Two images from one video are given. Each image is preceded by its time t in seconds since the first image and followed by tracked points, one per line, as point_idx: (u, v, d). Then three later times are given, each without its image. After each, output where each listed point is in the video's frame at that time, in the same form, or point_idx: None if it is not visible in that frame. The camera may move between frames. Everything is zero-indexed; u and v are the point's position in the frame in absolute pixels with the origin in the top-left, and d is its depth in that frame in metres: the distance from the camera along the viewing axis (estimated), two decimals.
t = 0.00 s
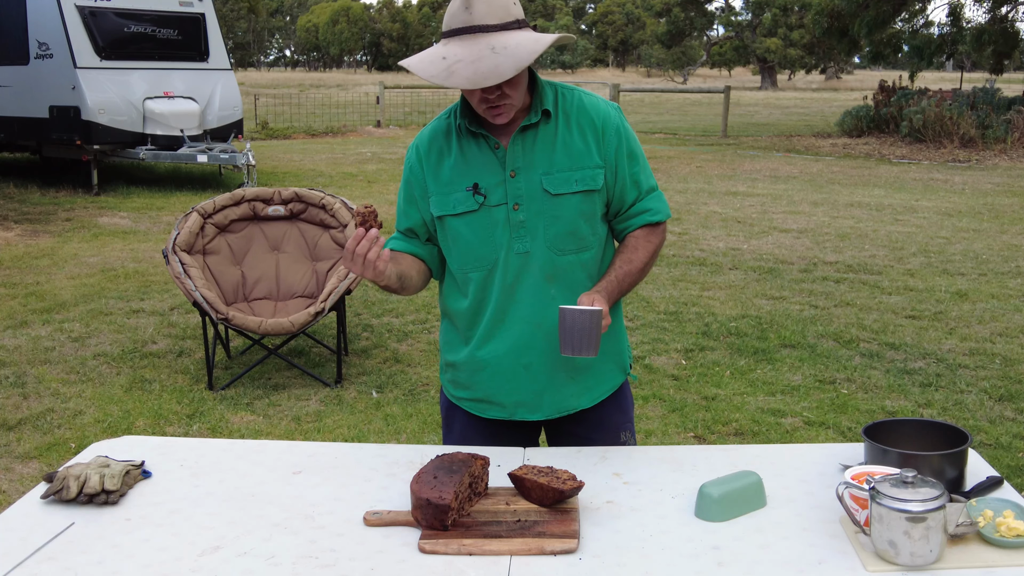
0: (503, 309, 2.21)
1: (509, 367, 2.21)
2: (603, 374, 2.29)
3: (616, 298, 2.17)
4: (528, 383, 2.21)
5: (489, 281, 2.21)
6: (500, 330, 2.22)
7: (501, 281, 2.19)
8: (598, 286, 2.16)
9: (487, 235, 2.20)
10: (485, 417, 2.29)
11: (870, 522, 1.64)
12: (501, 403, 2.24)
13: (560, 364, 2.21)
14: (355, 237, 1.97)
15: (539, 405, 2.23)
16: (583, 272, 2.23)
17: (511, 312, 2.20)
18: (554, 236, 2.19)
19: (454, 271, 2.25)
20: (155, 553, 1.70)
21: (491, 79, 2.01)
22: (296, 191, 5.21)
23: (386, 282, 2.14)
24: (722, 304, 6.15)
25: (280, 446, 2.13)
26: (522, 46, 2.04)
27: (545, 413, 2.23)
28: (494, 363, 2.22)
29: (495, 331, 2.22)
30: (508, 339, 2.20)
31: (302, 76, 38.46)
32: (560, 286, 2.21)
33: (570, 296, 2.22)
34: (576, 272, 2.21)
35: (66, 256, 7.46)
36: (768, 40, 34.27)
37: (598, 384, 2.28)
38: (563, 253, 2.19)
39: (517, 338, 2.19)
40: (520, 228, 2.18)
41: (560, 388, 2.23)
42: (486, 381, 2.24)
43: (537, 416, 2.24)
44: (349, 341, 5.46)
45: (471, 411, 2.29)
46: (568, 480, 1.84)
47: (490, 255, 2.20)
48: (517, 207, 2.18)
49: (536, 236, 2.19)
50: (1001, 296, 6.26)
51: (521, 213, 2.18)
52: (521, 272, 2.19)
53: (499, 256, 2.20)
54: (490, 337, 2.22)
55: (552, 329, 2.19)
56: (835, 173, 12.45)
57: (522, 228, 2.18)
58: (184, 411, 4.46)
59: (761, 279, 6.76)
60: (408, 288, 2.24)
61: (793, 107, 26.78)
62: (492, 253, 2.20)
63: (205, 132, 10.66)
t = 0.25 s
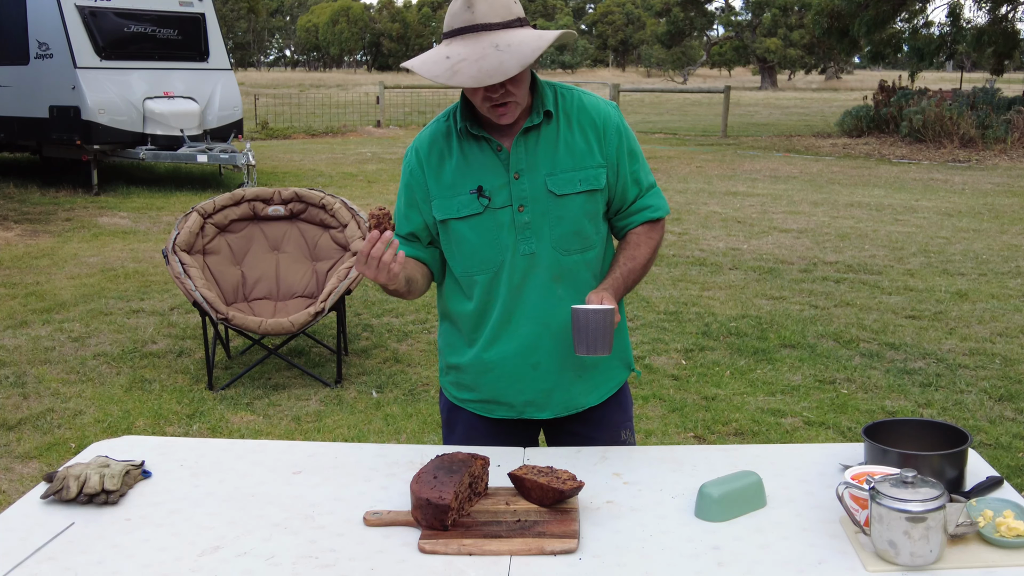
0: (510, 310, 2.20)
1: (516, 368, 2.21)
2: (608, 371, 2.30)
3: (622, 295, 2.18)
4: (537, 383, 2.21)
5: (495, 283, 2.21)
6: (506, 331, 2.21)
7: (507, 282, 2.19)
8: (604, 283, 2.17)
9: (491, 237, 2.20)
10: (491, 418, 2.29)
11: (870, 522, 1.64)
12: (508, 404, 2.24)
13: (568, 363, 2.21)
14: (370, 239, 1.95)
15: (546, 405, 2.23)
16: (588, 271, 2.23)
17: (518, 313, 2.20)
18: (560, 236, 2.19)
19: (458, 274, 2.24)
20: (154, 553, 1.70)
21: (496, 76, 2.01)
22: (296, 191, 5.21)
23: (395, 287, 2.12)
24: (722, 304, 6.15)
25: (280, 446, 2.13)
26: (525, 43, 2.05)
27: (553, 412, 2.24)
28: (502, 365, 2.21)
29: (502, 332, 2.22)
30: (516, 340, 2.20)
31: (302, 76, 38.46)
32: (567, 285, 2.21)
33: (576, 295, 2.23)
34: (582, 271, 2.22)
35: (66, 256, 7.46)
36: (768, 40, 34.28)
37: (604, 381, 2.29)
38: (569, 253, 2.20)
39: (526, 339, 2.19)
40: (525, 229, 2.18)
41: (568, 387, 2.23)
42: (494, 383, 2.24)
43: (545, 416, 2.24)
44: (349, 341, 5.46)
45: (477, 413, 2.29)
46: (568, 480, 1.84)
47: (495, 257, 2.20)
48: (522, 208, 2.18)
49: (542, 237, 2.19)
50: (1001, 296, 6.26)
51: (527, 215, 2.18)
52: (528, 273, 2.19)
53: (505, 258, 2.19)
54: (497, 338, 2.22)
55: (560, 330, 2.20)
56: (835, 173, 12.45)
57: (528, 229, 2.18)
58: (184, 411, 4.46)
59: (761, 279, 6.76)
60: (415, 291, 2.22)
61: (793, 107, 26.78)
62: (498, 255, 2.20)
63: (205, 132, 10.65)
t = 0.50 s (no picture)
0: (515, 309, 2.20)
1: (522, 367, 2.21)
2: (611, 368, 2.31)
3: (626, 290, 2.20)
4: (541, 382, 2.22)
5: (499, 282, 2.21)
6: (511, 330, 2.21)
7: (512, 281, 2.19)
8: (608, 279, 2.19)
9: (496, 236, 2.19)
10: (494, 419, 2.29)
11: (870, 522, 1.64)
12: (513, 403, 2.24)
13: (572, 360, 2.22)
14: (382, 233, 1.94)
15: (551, 403, 2.24)
16: (592, 268, 2.24)
17: (523, 311, 2.20)
18: (564, 234, 2.20)
19: (461, 273, 2.23)
20: (154, 553, 1.70)
21: (500, 79, 2.01)
22: (296, 191, 5.21)
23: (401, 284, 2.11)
24: (722, 304, 6.15)
25: (280, 446, 2.13)
26: (530, 46, 2.05)
27: (557, 410, 2.24)
28: (507, 364, 2.21)
29: (507, 331, 2.21)
30: (522, 339, 2.20)
31: (303, 76, 38.47)
32: (572, 283, 2.21)
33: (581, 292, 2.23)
34: (586, 268, 2.23)
35: (67, 256, 7.46)
36: (768, 40, 34.30)
37: (607, 378, 2.30)
38: (574, 250, 2.20)
39: (531, 337, 2.19)
40: (531, 227, 2.18)
41: (573, 385, 2.24)
42: (499, 383, 2.23)
43: (549, 414, 2.24)
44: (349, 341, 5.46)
45: (481, 413, 2.28)
46: (568, 480, 1.84)
47: (500, 255, 2.20)
48: (527, 206, 2.18)
49: (546, 235, 2.19)
50: (1000, 296, 6.26)
51: (532, 213, 2.18)
52: (533, 271, 2.19)
53: (510, 257, 2.19)
54: (502, 337, 2.22)
55: (565, 328, 2.20)
56: (835, 173, 12.45)
57: (533, 227, 2.18)
58: (184, 411, 4.46)
59: (761, 279, 6.76)
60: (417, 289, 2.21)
61: (793, 107, 26.79)
62: (502, 253, 2.19)
63: (205, 132, 10.65)
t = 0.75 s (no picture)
0: (518, 308, 2.20)
1: (525, 366, 2.21)
2: (613, 367, 2.31)
3: (628, 287, 2.21)
4: (544, 381, 2.22)
5: (502, 282, 2.20)
6: (514, 330, 2.21)
7: (516, 280, 2.19)
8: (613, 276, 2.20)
9: (499, 235, 2.19)
10: (497, 419, 2.29)
11: (870, 521, 1.64)
12: (514, 403, 2.24)
13: (575, 359, 2.22)
14: (391, 231, 1.95)
15: (554, 402, 2.24)
16: (595, 267, 2.24)
17: (526, 310, 2.20)
18: (567, 233, 2.20)
19: (464, 273, 2.23)
20: (154, 553, 1.70)
21: (499, 85, 2.01)
22: (296, 191, 5.21)
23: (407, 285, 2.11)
24: (722, 304, 6.15)
25: (281, 446, 2.13)
26: (531, 54, 2.04)
27: (561, 409, 2.24)
28: (511, 363, 2.21)
29: (509, 331, 2.21)
30: (524, 338, 2.20)
31: (303, 76, 38.48)
32: (575, 282, 2.22)
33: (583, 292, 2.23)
34: (589, 268, 2.23)
35: (66, 256, 7.46)
36: (768, 40, 34.31)
37: (610, 376, 2.30)
38: (577, 250, 2.21)
39: (534, 336, 2.19)
40: (535, 227, 2.18)
41: (576, 384, 2.24)
42: (501, 383, 2.23)
43: (551, 413, 2.25)
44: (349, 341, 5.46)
45: (483, 413, 2.28)
46: (568, 480, 1.84)
47: (503, 255, 2.19)
48: (530, 206, 2.18)
49: (550, 235, 2.19)
50: (1000, 296, 6.26)
51: (535, 213, 2.18)
52: (537, 270, 2.19)
53: (514, 256, 2.19)
54: (505, 337, 2.21)
55: (568, 327, 2.20)
56: (835, 173, 12.45)
57: (536, 227, 2.18)
58: (184, 411, 4.46)
59: (761, 279, 6.76)
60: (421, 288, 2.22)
61: (793, 107, 26.79)
62: (505, 253, 2.19)
63: (205, 132, 10.65)
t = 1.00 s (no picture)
0: (518, 309, 2.20)
1: (526, 366, 2.21)
2: (614, 367, 2.31)
3: (628, 287, 2.21)
4: (545, 381, 2.22)
5: (503, 283, 2.21)
6: (514, 331, 2.21)
7: (516, 281, 2.19)
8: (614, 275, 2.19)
9: (500, 237, 2.19)
10: (498, 418, 2.29)
11: (870, 521, 1.64)
12: (515, 402, 2.24)
13: (576, 360, 2.22)
14: (391, 233, 1.96)
15: (555, 402, 2.24)
16: (596, 268, 2.24)
17: (527, 311, 2.20)
18: (568, 234, 2.20)
19: (465, 274, 2.23)
20: (155, 553, 1.70)
21: (495, 91, 2.02)
22: (296, 191, 5.21)
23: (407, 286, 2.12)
24: (722, 304, 6.15)
25: (280, 446, 2.13)
26: (528, 60, 2.04)
27: (562, 408, 2.24)
28: (512, 364, 2.21)
29: (510, 332, 2.21)
30: (525, 339, 2.20)
31: (303, 76, 38.47)
32: (576, 283, 2.22)
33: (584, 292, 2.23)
34: (590, 268, 2.23)
35: (66, 256, 7.46)
36: (768, 40, 34.31)
37: (612, 376, 2.30)
38: (578, 251, 2.21)
39: (535, 337, 2.19)
40: (535, 228, 2.18)
41: (577, 384, 2.24)
42: (502, 383, 2.23)
43: (552, 413, 2.25)
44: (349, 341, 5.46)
45: (484, 412, 2.28)
46: (568, 480, 1.84)
47: (504, 256, 2.19)
48: (531, 207, 2.18)
49: (550, 236, 2.19)
50: (1000, 296, 6.26)
51: (536, 214, 2.18)
52: (538, 271, 2.19)
53: (514, 257, 2.19)
54: (506, 338, 2.21)
55: (569, 328, 2.20)
56: (835, 173, 12.45)
57: (537, 228, 2.18)
58: (184, 411, 4.46)
59: (761, 279, 6.76)
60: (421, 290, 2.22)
61: (793, 107, 26.79)
62: (506, 254, 2.19)
63: (204, 132, 10.66)
